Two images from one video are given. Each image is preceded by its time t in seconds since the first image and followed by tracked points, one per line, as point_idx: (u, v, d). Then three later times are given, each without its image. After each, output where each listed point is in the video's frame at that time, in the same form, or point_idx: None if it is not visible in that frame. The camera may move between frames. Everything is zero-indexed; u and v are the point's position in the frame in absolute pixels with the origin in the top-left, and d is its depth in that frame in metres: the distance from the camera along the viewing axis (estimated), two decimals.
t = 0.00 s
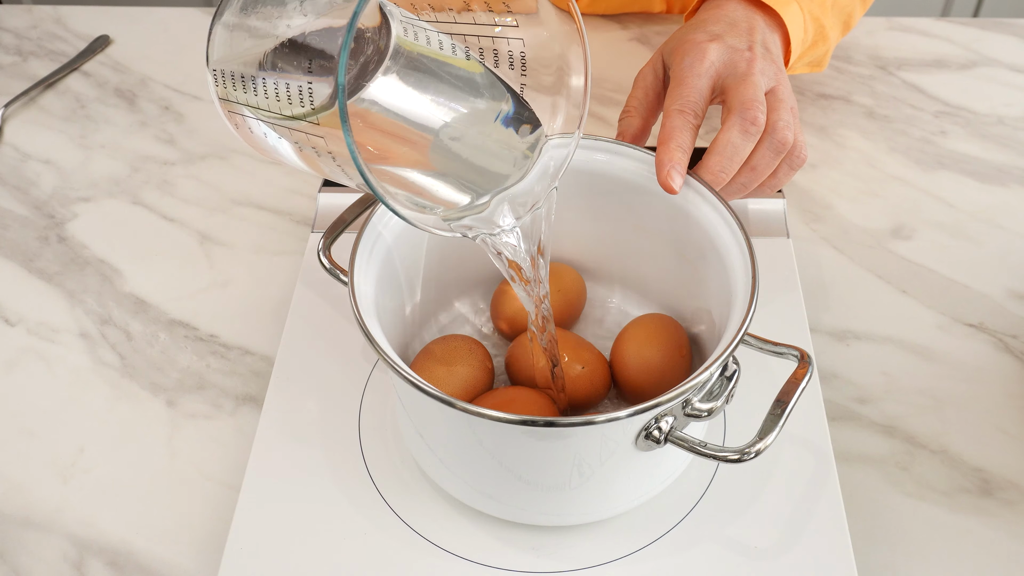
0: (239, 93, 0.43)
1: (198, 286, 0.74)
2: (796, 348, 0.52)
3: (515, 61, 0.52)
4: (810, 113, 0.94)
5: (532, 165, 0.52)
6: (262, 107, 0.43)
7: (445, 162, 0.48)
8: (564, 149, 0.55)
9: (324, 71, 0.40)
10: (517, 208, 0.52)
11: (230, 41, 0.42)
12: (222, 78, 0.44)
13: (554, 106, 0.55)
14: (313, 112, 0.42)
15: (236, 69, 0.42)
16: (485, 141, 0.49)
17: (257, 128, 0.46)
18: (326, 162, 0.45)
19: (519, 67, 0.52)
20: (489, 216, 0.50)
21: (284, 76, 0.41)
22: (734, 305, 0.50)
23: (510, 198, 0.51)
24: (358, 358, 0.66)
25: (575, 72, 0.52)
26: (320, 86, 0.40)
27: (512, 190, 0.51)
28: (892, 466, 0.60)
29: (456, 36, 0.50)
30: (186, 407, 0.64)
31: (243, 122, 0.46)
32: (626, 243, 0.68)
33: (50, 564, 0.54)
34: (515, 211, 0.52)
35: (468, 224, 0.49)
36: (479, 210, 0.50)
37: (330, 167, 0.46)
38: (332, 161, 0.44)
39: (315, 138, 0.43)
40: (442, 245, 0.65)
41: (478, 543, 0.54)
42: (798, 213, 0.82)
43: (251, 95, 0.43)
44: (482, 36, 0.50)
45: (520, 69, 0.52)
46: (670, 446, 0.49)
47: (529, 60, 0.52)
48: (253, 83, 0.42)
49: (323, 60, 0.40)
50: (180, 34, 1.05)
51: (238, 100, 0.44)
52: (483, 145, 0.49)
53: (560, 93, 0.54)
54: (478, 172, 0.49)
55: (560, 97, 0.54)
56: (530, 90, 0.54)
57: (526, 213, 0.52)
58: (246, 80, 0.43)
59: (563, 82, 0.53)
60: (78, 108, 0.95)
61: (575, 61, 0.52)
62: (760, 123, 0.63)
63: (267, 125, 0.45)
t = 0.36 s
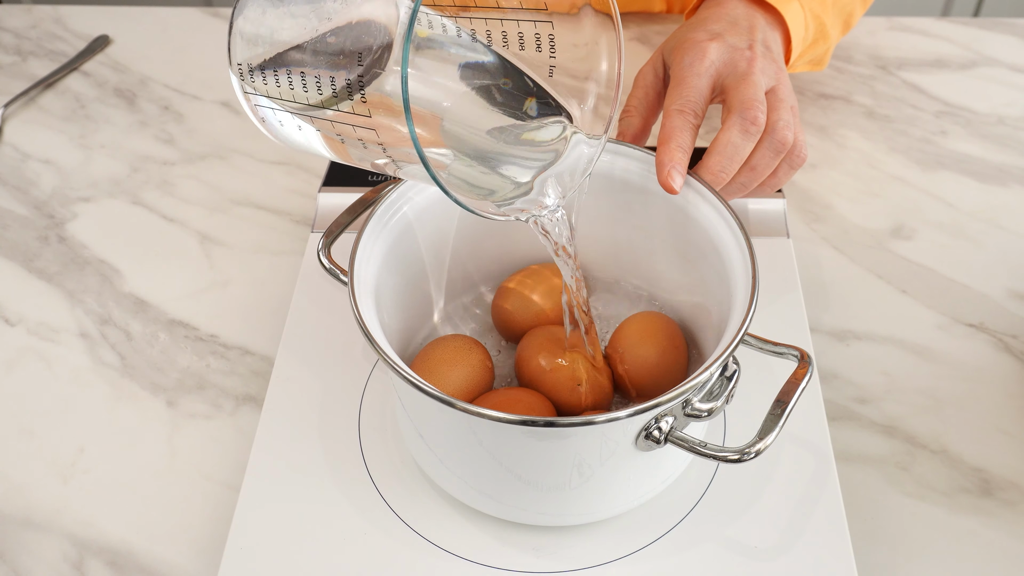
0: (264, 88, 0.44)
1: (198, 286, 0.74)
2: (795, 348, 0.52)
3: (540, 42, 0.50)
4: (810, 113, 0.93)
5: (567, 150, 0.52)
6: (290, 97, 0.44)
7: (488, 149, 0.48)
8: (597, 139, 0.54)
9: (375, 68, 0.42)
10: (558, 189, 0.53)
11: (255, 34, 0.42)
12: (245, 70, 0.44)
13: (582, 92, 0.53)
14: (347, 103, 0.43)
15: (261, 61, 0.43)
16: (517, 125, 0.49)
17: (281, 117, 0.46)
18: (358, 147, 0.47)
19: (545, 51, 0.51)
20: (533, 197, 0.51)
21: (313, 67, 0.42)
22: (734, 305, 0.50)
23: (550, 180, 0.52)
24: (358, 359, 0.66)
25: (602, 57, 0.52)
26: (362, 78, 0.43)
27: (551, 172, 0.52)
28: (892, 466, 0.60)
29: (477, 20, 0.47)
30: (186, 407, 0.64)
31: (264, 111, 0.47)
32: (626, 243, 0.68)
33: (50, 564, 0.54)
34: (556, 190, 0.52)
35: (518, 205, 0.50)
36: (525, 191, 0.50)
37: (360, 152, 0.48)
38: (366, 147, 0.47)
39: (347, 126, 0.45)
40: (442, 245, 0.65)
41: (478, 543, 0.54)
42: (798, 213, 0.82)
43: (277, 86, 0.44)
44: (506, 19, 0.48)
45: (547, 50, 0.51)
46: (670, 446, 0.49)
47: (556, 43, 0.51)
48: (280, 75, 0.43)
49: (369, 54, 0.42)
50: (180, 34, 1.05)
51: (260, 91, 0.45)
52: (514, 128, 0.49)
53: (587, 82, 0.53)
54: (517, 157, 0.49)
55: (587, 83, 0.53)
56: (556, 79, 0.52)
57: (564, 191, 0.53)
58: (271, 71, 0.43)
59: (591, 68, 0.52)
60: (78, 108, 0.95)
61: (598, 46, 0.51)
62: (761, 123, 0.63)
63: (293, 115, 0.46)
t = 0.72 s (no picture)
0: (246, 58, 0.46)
1: (198, 286, 0.74)
2: (795, 348, 0.52)
3: (529, 16, 0.50)
4: (810, 113, 0.94)
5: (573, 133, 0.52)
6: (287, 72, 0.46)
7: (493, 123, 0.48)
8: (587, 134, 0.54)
9: (373, 43, 0.43)
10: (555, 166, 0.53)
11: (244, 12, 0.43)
12: (239, 44, 0.45)
13: (568, 70, 0.53)
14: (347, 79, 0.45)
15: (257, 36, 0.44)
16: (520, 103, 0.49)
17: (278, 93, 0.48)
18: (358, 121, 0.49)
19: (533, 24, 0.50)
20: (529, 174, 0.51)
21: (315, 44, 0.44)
22: (734, 305, 0.50)
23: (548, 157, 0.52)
24: (358, 359, 0.66)
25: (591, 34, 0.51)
26: (360, 54, 0.43)
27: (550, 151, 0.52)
28: (892, 466, 0.60)
29: None
30: (186, 407, 0.64)
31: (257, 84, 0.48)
32: (627, 243, 0.68)
33: (50, 564, 0.54)
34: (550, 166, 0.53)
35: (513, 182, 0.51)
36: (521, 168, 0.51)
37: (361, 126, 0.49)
38: (365, 120, 0.48)
39: (348, 101, 0.46)
40: (441, 245, 0.65)
41: (478, 543, 0.54)
42: (798, 213, 0.82)
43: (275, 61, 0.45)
44: None
45: (535, 25, 0.50)
46: (670, 446, 0.49)
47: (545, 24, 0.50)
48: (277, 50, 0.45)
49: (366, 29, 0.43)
50: (180, 34, 1.05)
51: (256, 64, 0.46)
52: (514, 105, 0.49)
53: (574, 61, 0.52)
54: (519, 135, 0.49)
55: (574, 61, 0.52)
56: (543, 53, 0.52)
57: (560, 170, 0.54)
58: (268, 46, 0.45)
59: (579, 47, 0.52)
60: (78, 108, 0.95)
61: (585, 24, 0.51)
62: (761, 123, 0.63)
63: (290, 90, 0.47)
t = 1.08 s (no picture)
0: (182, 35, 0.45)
1: (198, 286, 0.74)
2: (796, 348, 0.52)
3: (471, 13, 0.50)
4: (810, 113, 0.94)
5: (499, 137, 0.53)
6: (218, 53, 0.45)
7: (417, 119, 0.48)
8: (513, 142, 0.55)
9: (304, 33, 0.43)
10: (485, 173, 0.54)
11: None
12: (175, 18, 0.44)
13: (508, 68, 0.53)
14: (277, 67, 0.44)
15: (195, 13, 0.44)
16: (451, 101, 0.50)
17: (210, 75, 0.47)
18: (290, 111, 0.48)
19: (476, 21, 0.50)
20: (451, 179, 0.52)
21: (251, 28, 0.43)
22: (734, 305, 0.50)
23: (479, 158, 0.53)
24: (358, 359, 0.66)
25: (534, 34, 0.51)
26: (290, 42, 0.43)
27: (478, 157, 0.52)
28: (892, 466, 0.60)
29: None
30: (186, 407, 0.64)
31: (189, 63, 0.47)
32: (627, 243, 0.68)
33: (50, 565, 0.54)
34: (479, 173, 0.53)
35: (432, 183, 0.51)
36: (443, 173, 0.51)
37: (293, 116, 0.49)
38: (294, 109, 0.48)
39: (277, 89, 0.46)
40: (440, 245, 0.65)
41: (478, 543, 0.54)
42: (798, 213, 0.82)
43: (208, 41, 0.44)
44: None
45: (478, 24, 0.50)
46: (670, 446, 0.49)
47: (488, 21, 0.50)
48: (213, 30, 0.44)
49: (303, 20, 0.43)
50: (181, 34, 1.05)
51: (188, 40, 0.45)
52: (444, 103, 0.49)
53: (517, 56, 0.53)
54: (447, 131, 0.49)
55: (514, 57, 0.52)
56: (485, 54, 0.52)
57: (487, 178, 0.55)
58: (203, 24, 0.44)
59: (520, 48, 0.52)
60: (78, 108, 0.95)
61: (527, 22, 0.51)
62: (760, 123, 0.63)
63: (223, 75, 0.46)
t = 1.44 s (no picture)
0: (144, 53, 0.42)
1: (198, 286, 0.74)
2: (796, 348, 0.52)
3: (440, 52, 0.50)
4: (810, 113, 0.94)
5: (450, 171, 0.52)
6: (172, 72, 0.42)
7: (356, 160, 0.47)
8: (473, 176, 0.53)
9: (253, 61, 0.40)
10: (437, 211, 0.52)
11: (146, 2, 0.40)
12: (133, 32, 0.42)
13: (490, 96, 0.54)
14: (224, 94, 0.41)
15: (149, 27, 0.41)
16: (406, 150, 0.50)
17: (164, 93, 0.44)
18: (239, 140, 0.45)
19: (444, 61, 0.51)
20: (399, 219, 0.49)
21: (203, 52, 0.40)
22: (734, 305, 0.50)
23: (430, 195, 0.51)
24: (358, 358, 0.66)
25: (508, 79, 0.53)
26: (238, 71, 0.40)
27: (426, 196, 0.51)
28: (892, 465, 0.60)
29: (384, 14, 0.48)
30: (186, 407, 0.64)
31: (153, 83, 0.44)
32: (626, 243, 0.68)
33: (50, 565, 0.54)
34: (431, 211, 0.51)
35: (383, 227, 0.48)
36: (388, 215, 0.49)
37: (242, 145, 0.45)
38: (241, 138, 0.44)
39: (225, 116, 0.43)
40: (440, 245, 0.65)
41: (477, 542, 0.54)
42: (798, 213, 0.82)
43: (161, 58, 0.42)
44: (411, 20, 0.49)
45: (447, 64, 0.51)
46: (670, 446, 0.49)
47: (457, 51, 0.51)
48: (165, 47, 0.41)
49: (254, 49, 0.40)
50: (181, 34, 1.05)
51: (147, 56, 0.42)
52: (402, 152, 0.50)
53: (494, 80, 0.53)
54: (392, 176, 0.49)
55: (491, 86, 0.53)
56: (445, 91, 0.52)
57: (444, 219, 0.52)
58: (155, 39, 0.41)
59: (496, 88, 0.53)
60: (78, 108, 0.95)
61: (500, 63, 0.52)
62: (760, 123, 0.63)
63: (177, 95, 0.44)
